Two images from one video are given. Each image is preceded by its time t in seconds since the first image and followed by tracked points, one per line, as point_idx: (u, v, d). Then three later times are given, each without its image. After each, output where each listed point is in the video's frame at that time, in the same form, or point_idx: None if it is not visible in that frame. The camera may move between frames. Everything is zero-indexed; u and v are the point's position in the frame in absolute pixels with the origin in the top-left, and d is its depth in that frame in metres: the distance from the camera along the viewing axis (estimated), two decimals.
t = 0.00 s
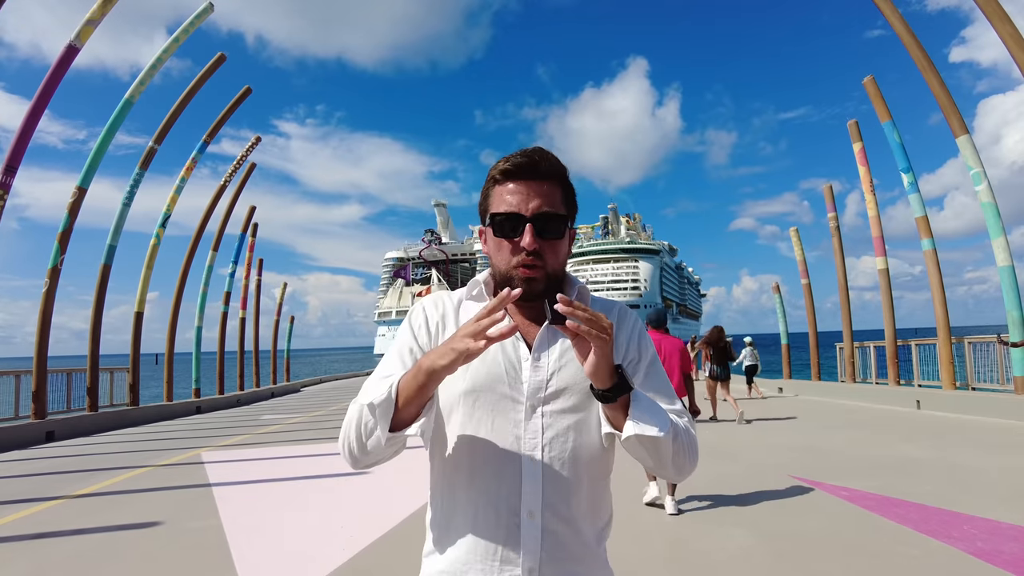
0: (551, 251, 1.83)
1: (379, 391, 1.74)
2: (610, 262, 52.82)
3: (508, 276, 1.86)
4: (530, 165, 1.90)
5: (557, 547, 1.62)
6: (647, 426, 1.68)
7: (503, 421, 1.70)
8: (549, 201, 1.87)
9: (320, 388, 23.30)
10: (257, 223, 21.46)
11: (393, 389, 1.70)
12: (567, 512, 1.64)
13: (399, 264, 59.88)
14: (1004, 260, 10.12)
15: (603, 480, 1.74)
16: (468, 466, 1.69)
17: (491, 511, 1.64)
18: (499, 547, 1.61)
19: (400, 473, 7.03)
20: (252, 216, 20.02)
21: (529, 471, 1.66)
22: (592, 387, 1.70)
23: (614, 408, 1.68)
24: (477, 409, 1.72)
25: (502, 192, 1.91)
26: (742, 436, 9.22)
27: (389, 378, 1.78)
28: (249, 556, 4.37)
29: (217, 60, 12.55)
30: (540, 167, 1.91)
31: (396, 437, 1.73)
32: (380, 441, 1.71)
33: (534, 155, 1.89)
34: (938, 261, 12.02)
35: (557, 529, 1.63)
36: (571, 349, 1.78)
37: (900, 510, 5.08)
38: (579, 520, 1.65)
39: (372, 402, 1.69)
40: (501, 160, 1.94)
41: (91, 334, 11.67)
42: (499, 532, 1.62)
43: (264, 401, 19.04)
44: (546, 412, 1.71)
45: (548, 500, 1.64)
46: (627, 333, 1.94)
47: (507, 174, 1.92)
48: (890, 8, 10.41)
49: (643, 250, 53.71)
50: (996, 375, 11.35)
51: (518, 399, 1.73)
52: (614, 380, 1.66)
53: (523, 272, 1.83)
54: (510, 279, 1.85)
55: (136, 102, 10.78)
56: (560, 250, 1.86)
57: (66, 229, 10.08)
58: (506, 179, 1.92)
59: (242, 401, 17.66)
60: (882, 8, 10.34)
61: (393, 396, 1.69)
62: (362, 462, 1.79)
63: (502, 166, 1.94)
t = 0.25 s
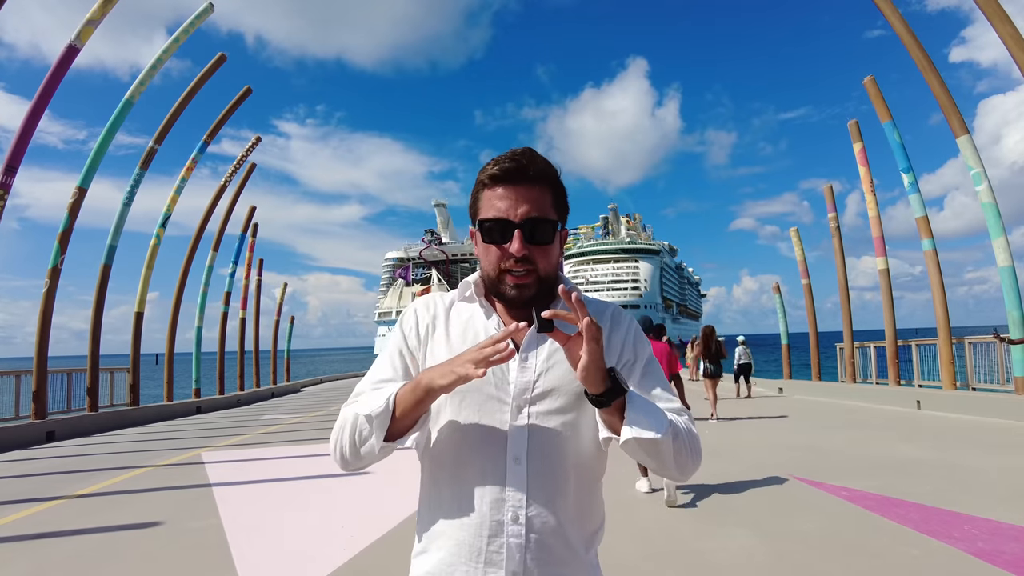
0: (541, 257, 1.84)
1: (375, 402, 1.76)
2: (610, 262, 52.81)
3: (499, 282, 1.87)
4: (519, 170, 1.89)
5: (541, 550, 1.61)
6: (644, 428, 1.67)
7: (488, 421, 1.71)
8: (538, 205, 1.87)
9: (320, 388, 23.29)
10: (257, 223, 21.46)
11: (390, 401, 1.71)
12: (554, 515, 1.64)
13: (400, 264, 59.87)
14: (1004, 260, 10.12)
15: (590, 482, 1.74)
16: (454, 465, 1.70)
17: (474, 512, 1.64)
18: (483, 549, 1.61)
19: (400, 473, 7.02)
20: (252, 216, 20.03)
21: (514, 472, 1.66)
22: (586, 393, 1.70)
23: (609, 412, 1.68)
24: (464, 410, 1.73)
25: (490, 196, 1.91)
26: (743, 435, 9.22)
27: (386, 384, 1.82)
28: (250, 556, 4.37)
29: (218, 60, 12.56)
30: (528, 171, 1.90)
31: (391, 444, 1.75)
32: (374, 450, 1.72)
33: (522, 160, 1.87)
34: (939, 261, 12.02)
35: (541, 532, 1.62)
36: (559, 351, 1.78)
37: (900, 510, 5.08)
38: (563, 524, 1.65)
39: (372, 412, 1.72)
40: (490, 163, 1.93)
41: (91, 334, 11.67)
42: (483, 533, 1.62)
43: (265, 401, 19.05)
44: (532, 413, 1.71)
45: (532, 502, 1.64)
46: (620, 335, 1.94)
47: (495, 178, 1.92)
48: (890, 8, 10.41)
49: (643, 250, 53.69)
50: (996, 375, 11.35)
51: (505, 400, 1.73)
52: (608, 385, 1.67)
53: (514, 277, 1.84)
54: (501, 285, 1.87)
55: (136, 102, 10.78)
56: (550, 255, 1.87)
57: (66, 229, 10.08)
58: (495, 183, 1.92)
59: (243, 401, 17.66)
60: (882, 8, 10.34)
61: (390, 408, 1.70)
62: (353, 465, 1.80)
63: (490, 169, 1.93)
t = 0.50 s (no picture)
0: (533, 261, 1.84)
1: (353, 412, 1.78)
2: (610, 262, 52.80)
3: (491, 286, 1.87)
4: (510, 173, 1.89)
5: (530, 554, 1.61)
6: (633, 440, 1.67)
7: (478, 423, 1.71)
8: (529, 209, 1.87)
9: (320, 388, 23.29)
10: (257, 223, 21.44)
11: (365, 413, 1.73)
12: (543, 518, 1.64)
13: (400, 264, 59.87)
14: (1004, 260, 10.12)
15: (581, 484, 1.73)
16: (443, 468, 1.71)
17: (463, 516, 1.65)
18: (472, 552, 1.61)
19: (400, 473, 7.02)
20: (252, 216, 20.04)
21: (503, 476, 1.65)
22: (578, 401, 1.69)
23: (601, 422, 1.68)
24: (454, 411, 1.73)
25: (482, 200, 1.91)
26: (743, 435, 9.22)
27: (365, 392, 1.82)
28: (249, 556, 4.36)
29: (218, 60, 12.56)
30: (520, 174, 1.90)
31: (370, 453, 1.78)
32: (351, 458, 1.76)
33: (513, 163, 1.87)
34: (939, 261, 12.02)
35: (530, 535, 1.63)
36: (551, 355, 1.77)
37: (900, 511, 5.07)
38: (552, 527, 1.65)
39: (343, 427, 1.73)
40: (480, 166, 1.92)
41: (91, 334, 11.67)
42: (472, 536, 1.62)
43: (265, 401, 19.05)
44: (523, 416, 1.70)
45: (523, 505, 1.64)
46: (614, 338, 1.91)
47: (486, 181, 1.91)
48: (890, 8, 10.41)
49: (643, 250, 53.66)
50: (996, 375, 11.35)
51: (495, 402, 1.73)
52: (600, 396, 1.66)
53: (506, 281, 1.85)
54: (493, 289, 1.87)
55: (136, 102, 10.78)
56: (542, 258, 1.87)
57: (66, 229, 10.08)
58: (486, 187, 1.92)
59: (243, 401, 17.66)
60: (882, 8, 10.34)
61: (364, 421, 1.72)
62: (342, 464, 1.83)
63: (481, 173, 1.93)
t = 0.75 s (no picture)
0: (525, 271, 1.85)
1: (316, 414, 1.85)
2: (610, 262, 52.79)
3: (482, 295, 1.87)
4: (503, 181, 1.87)
5: (522, 557, 1.63)
6: (648, 447, 1.73)
7: (469, 426, 1.71)
8: (523, 219, 1.87)
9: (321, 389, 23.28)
10: (256, 223, 21.43)
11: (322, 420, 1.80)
12: (535, 521, 1.65)
13: (400, 264, 59.86)
14: (1004, 260, 10.12)
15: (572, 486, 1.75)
16: (433, 470, 1.70)
17: (453, 519, 1.65)
18: (463, 556, 1.62)
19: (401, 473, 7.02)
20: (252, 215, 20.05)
21: (494, 480, 1.66)
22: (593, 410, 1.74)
23: (615, 430, 1.74)
24: (442, 416, 1.73)
25: (474, 207, 1.90)
26: (744, 435, 9.22)
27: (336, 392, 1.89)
28: (249, 556, 4.36)
29: (218, 60, 12.56)
30: (515, 183, 1.89)
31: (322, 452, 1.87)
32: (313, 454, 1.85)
33: (508, 171, 1.86)
34: (939, 261, 12.02)
35: (521, 537, 1.64)
36: (544, 358, 1.75)
37: (900, 511, 5.07)
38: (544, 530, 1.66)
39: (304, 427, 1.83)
40: (473, 171, 1.90)
41: (91, 334, 11.67)
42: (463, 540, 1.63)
43: (265, 401, 19.04)
44: (514, 419, 1.70)
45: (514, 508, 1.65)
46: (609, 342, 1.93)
47: (479, 187, 1.90)
48: (890, 8, 10.41)
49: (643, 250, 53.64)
50: (996, 374, 11.35)
51: (486, 405, 1.72)
52: (617, 404, 1.71)
53: (498, 292, 1.85)
54: (484, 298, 1.87)
55: (136, 102, 10.78)
56: (535, 268, 1.89)
57: (67, 229, 10.08)
58: (479, 193, 1.90)
59: (243, 401, 17.65)
60: (882, 8, 10.35)
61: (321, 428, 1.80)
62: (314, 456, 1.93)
63: (474, 178, 1.91)
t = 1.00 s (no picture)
0: (517, 248, 1.86)
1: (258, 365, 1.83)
2: (610, 262, 52.79)
3: (475, 275, 1.87)
4: (493, 157, 1.90)
5: (518, 563, 1.64)
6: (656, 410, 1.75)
7: (465, 435, 1.69)
8: (513, 196, 1.88)
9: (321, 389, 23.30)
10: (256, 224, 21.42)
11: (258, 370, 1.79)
12: (532, 530, 1.66)
13: (399, 264, 59.85)
14: (1005, 261, 10.12)
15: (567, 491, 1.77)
16: (429, 478, 1.69)
17: (451, 528, 1.65)
18: (461, 565, 1.63)
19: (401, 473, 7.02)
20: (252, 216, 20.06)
21: (492, 488, 1.66)
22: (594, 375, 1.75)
23: (621, 396, 1.76)
24: (437, 423, 1.70)
25: (464, 186, 1.92)
26: (744, 435, 9.23)
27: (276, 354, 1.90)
28: (250, 556, 4.37)
29: (218, 60, 12.56)
30: (504, 158, 1.91)
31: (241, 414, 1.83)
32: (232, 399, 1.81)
33: (498, 147, 1.88)
34: (939, 261, 12.03)
35: (517, 545, 1.65)
36: (540, 360, 1.77)
37: (901, 511, 5.07)
38: (540, 537, 1.67)
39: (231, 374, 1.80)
40: (463, 151, 1.93)
41: (91, 334, 11.67)
42: (461, 549, 1.64)
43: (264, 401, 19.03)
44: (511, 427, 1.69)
45: (512, 517, 1.66)
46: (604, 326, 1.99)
47: (469, 166, 1.92)
48: (890, 8, 10.42)
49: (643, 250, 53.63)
50: (996, 375, 11.35)
51: (482, 413, 1.71)
52: (620, 366, 1.74)
53: (490, 271, 1.85)
54: (477, 279, 1.87)
55: (136, 102, 10.78)
56: (527, 246, 1.89)
57: (67, 229, 10.08)
58: (468, 172, 1.92)
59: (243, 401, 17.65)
60: (883, 8, 10.35)
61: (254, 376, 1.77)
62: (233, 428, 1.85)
63: (463, 159, 1.93)
